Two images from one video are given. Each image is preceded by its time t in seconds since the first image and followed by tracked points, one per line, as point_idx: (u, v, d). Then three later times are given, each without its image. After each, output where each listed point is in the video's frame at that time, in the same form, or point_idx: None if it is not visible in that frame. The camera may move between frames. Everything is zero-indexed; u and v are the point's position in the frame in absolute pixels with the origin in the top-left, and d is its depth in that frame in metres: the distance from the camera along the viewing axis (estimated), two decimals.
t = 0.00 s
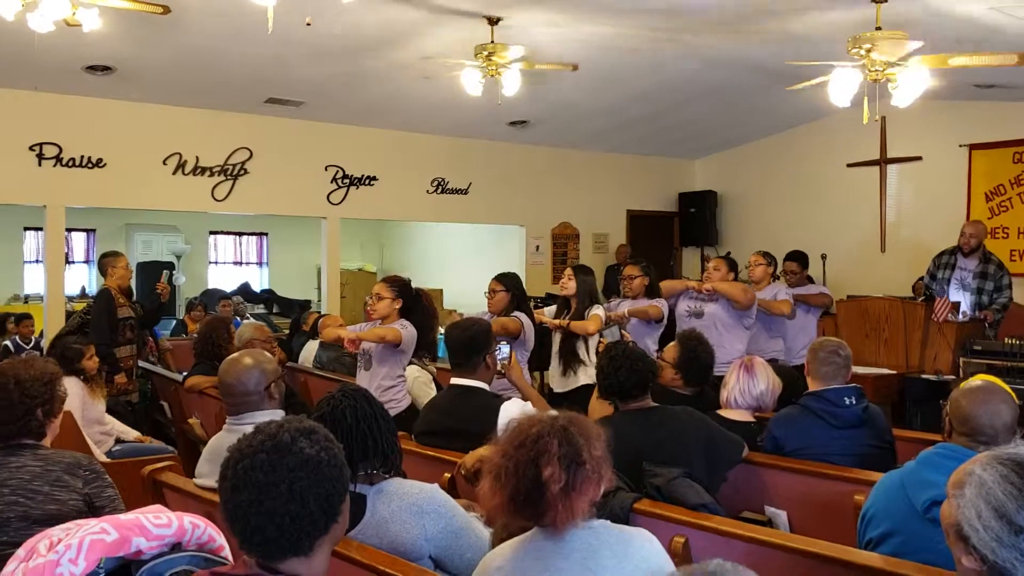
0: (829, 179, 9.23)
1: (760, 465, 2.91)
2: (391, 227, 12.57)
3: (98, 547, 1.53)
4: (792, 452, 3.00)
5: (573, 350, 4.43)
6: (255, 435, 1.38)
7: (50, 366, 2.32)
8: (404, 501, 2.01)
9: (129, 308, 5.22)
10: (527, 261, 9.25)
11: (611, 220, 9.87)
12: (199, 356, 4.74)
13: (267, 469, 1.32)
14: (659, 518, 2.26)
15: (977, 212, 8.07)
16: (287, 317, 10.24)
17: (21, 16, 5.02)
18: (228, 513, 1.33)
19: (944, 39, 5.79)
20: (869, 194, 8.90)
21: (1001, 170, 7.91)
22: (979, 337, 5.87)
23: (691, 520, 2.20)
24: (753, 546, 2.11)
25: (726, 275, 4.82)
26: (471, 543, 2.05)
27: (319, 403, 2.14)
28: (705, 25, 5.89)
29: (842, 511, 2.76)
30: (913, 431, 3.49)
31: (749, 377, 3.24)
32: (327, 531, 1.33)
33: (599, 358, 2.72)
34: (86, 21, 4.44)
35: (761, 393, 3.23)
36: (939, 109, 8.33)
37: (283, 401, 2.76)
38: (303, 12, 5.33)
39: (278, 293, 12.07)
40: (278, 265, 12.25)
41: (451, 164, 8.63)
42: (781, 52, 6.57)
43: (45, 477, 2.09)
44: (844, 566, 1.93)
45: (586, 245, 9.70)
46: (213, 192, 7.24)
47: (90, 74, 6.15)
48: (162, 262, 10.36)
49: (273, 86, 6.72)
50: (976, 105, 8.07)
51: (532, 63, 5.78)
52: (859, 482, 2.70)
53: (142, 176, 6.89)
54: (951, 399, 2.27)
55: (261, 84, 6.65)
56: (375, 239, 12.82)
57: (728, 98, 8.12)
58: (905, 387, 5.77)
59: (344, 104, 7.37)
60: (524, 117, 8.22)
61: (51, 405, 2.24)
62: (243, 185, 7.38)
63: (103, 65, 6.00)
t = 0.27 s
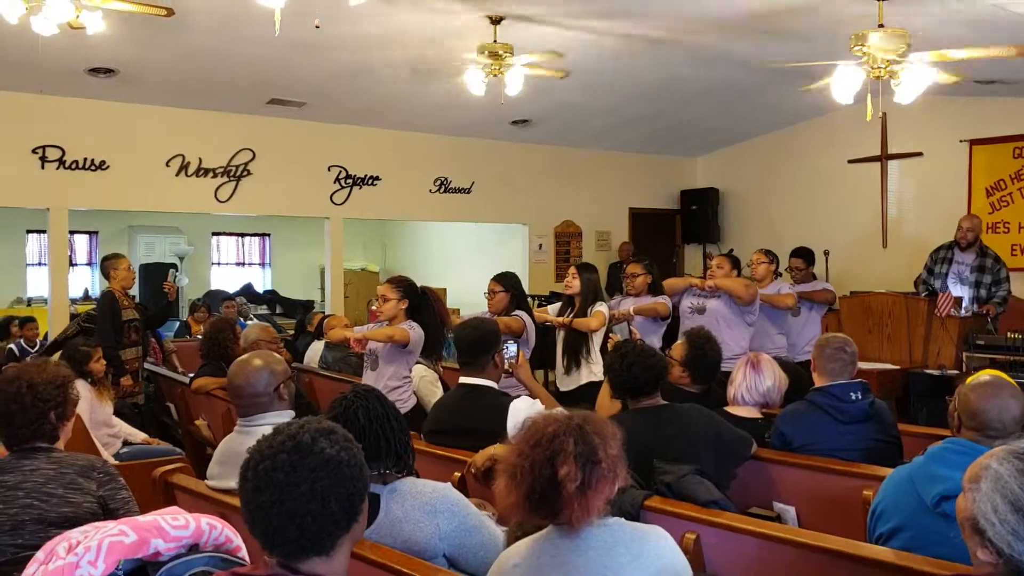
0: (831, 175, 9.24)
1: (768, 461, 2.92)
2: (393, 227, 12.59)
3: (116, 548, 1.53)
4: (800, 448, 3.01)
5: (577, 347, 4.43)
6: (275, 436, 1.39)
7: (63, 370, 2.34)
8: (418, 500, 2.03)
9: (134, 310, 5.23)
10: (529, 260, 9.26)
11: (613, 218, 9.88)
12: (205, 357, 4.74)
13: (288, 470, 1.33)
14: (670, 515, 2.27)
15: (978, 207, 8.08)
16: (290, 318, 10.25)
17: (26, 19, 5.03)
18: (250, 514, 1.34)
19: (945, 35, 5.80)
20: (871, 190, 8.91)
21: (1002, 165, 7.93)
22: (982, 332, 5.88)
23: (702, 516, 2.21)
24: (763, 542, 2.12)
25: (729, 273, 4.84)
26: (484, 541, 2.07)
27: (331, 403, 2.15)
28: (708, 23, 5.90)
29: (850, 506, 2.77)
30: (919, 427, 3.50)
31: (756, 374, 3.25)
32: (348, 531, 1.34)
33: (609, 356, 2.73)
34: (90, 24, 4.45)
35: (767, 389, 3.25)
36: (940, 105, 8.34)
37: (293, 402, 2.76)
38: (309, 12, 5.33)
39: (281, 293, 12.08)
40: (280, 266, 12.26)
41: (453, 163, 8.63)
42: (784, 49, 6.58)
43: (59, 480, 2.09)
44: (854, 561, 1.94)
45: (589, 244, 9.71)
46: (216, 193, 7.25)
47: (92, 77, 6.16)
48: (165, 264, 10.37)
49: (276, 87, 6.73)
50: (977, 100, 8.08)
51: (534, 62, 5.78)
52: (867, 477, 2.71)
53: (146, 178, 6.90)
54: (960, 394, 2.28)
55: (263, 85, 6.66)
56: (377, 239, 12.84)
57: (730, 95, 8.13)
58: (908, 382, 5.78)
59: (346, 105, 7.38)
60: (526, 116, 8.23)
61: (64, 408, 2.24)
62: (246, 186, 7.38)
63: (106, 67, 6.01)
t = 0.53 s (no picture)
0: (831, 173, 9.25)
1: (772, 459, 2.92)
2: (393, 226, 12.60)
3: (124, 547, 1.48)
4: (804, 446, 3.02)
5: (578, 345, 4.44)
6: (287, 436, 1.39)
7: (70, 370, 2.35)
8: (426, 499, 2.03)
9: (135, 311, 5.24)
10: (530, 259, 9.26)
11: (614, 217, 9.89)
12: (207, 357, 4.75)
13: (303, 468, 1.33)
14: (677, 512, 2.27)
15: (978, 205, 8.10)
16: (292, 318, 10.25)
17: (29, 20, 5.03)
18: (264, 514, 1.33)
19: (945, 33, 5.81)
20: (871, 188, 8.91)
21: (1001, 163, 7.94)
22: (982, 329, 5.89)
23: (708, 514, 2.22)
24: (770, 539, 2.12)
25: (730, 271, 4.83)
26: (492, 540, 2.07)
27: (338, 403, 2.15)
28: (708, 22, 5.91)
29: (854, 504, 2.78)
30: (922, 424, 3.50)
31: (759, 372, 3.25)
32: (362, 528, 1.35)
33: (618, 356, 2.73)
34: (92, 25, 4.45)
35: (771, 387, 3.25)
36: (940, 103, 8.35)
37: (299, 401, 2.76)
38: (314, 13, 5.34)
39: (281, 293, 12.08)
40: (281, 266, 12.26)
41: (454, 162, 8.63)
42: (785, 48, 6.59)
43: (67, 481, 2.10)
44: (861, 557, 1.95)
45: (589, 243, 9.72)
46: (217, 193, 7.25)
47: (93, 77, 6.15)
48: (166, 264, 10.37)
49: (277, 87, 6.73)
50: (977, 99, 8.09)
51: (535, 62, 5.78)
52: (871, 474, 2.72)
53: (147, 178, 6.90)
54: (965, 391, 2.28)
55: (264, 85, 6.66)
56: (377, 239, 12.85)
57: (731, 94, 8.13)
58: (910, 380, 5.79)
59: (347, 105, 7.38)
60: (526, 115, 8.24)
61: (72, 408, 2.25)
62: (247, 186, 7.38)
63: (107, 68, 6.01)
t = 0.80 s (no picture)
0: (829, 175, 9.26)
1: (773, 460, 2.93)
2: (392, 227, 12.60)
3: (129, 544, 1.48)
4: (805, 447, 3.03)
5: (579, 346, 4.44)
6: (287, 432, 1.40)
7: (75, 371, 2.35)
8: (429, 499, 2.03)
9: (135, 311, 5.24)
10: (530, 260, 9.26)
11: (613, 218, 9.90)
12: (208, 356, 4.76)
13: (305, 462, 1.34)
14: (678, 513, 2.28)
15: (977, 207, 8.11)
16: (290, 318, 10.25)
17: (31, 21, 5.03)
18: (266, 510, 1.34)
19: (946, 36, 5.82)
20: (870, 190, 8.92)
21: (1000, 165, 7.96)
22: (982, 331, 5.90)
23: (709, 514, 2.22)
24: (772, 540, 2.12)
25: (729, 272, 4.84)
26: (494, 541, 2.08)
27: (342, 404, 2.16)
28: (709, 24, 5.92)
29: (855, 505, 2.78)
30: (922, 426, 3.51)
31: (759, 374, 3.26)
32: (364, 522, 1.36)
33: (621, 358, 2.74)
34: (94, 25, 4.44)
35: (772, 389, 3.25)
36: (940, 105, 8.36)
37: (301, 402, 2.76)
38: (318, 14, 5.34)
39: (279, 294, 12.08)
40: (279, 266, 12.26)
41: (454, 163, 8.64)
42: (785, 49, 6.59)
43: (72, 481, 2.10)
44: (863, 558, 1.95)
45: (589, 244, 9.73)
46: (217, 194, 7.25)
47: (94, 78, 6.15)
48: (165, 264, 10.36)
49: (278, 88, 6.73)
50: (977, 101, 8.10)
51: (536, 63, 5.78)
52: (871, 476, 2.72)
53: (147, 179, 6.90)
54: (968, 393, 2.29)
55: (265, 86, 6.66)
56: (376, 239, 12.86)
57: (730, 96, 8.14)
58: (909, 381, 5.80)
59: (347, 106, 7.38)
60: (526, 116, 8.24)
61: (77, 408, 2.25)
62: (247, 187, 7.39)
63: (108, 68, 6.01)
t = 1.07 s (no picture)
0: (829, 176, 9.27)
1: (773, 461, 2.93)
2: (392, 227, 12.62)
3: (134, 545, 1.48)
4: (805, 448, 3.03)
5: (579, 347, 4.44)
6: (276, 428, 1.42)
7: (76, 370, 2.35)
8: (430, 500, 2.04)
9: (135, 311, 5.24)
10: (529, 260, 9.27)
11: (613, 218, 9.90)
12: (208, 355, 4.76)
13: (288, 455, 1.35)
14: (678, 514, 2.28)
15: (977, 209, 8.12)
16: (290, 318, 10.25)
17: (32, 20, 5.03)
18: (253, 503, 1.35)
19: (947, 37, 5.82)
20: (870, 190, 8.93)
21: (1000, 167, 7.96)
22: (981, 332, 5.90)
23: (710, 516, 2.22)
24: (772, 542, 2.13)
25: (729, 273, 4.85)
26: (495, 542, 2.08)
27: (343, 405, 2.16)
28: (710, 25, 5.92)
29: (855, 506, 2.78)
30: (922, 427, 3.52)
31: (759, 375, 3.26)
32: (351, 515, 1.35)
33: (622, 358, 2.74)
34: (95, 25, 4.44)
35: (772, 390, 3.26)
36: (940, 106, 8.37)
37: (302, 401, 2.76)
38: (321, 14, 5.35)
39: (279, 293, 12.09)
40: (279, 266, 12.27)
41: (454, 163, 8.64)
42: (785, 50, 6.60)
43: (73, 480, 2.10)
44: (863, 560, 1.96)
45: (589, 245, 9.73)
46: (217, 193, 7.26)
47: (95, 77, 6.15)
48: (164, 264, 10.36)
49: (278, 87, 6.73)
50: (977, 102, 8.11)
51: (536, 63, 5.79)
52: (871, 477, 2.73)
53: (147, 178, 6.90)
54: (968, 394, 2.29)
55: (265, 86, 6.66)
56: (376, 238, 12.87)
57: (730, 97, 8.15)
58: (908, 382, 5.80)
59: (348, 105, 7.38)
60: (526, 117, 8.24)
61: (79, 408, 2.25)
62: (247, 186, 7.39)
63: (108, 68, 6.01)
